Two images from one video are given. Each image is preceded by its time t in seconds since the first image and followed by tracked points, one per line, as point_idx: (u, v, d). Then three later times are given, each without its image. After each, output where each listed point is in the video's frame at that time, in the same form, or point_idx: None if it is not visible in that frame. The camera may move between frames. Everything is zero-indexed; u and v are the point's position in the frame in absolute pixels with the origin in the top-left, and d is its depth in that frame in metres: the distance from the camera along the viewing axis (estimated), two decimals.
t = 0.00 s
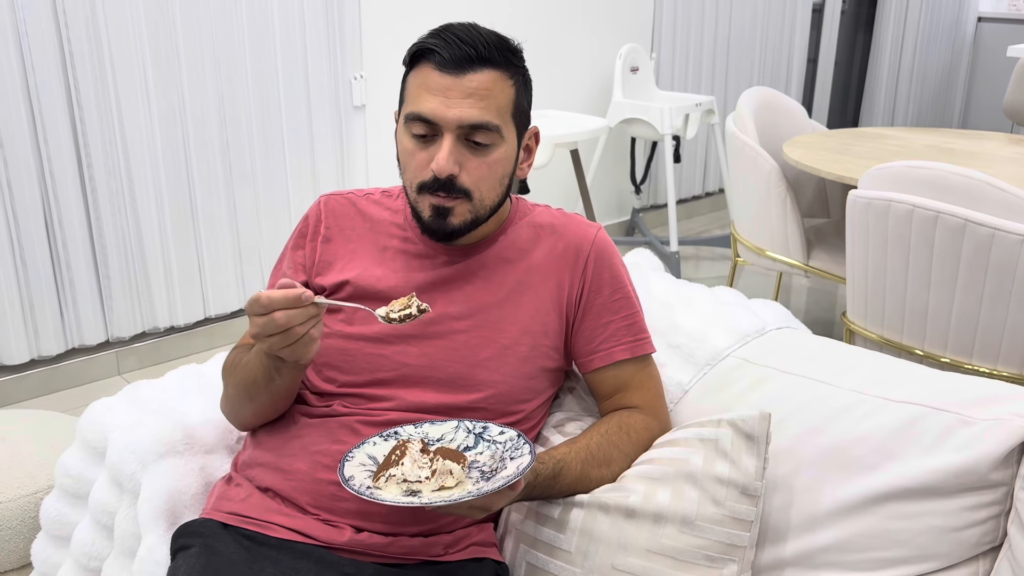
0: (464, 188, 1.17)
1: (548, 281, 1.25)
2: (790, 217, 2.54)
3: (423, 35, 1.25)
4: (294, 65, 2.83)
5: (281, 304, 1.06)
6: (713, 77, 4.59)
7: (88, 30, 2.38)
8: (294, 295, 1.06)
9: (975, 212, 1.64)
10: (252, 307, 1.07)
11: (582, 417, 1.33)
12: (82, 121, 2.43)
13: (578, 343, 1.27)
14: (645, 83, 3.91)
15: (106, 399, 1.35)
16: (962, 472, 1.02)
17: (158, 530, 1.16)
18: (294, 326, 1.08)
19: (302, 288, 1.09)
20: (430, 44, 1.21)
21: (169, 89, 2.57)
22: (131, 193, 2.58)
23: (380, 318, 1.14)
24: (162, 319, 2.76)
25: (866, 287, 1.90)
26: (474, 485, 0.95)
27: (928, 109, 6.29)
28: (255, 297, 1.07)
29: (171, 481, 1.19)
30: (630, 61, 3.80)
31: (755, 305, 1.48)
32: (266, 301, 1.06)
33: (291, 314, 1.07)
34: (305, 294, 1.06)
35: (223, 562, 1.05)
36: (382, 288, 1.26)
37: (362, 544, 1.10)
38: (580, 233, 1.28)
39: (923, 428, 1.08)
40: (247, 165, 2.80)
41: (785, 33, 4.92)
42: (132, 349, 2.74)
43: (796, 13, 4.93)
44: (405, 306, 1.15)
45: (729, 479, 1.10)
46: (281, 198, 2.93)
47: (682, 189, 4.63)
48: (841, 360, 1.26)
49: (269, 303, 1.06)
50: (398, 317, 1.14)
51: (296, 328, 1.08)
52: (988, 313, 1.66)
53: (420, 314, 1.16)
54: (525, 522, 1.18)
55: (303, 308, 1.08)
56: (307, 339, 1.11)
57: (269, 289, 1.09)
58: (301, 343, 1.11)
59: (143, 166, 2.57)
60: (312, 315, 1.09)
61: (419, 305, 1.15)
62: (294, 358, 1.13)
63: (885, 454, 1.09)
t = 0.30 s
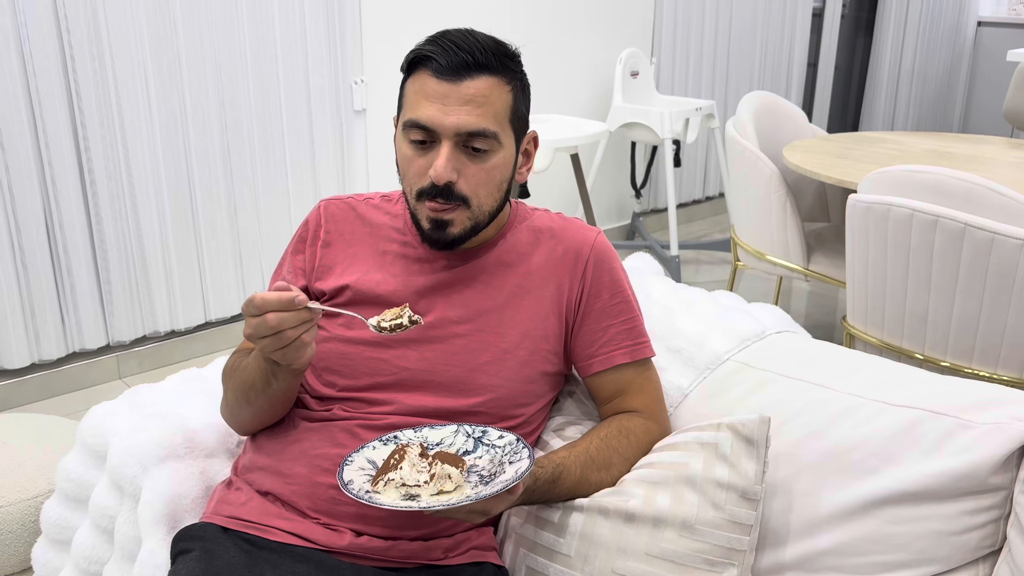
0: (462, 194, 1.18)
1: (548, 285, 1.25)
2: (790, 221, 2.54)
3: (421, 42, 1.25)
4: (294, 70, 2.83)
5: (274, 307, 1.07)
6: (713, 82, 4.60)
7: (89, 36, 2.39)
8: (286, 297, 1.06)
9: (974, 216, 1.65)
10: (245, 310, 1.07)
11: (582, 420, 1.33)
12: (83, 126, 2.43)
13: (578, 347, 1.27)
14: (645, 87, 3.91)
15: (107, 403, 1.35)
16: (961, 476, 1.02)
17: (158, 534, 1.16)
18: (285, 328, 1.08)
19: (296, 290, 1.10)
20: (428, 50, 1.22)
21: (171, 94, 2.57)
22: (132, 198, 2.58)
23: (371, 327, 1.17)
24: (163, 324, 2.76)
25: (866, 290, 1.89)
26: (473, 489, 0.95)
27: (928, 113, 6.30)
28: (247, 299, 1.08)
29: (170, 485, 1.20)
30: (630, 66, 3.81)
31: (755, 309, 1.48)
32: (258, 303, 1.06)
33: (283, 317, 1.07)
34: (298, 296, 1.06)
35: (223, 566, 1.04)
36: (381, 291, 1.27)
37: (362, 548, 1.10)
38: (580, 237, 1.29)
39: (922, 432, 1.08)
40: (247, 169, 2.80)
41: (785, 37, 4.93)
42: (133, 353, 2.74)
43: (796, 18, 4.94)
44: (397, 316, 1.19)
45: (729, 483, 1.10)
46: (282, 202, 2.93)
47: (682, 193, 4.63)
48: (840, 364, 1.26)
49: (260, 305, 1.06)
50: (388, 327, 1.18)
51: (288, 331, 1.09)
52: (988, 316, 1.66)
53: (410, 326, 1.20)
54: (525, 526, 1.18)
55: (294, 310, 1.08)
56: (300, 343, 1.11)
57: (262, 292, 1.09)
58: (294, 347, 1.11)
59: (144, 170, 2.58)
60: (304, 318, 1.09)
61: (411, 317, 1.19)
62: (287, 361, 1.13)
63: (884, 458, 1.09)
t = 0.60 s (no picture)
0: (463, 201, 1.18)
1: (548, 289, 1.25)
2: (790, 226, 2.55)
3: (420, 49, 1.25)
4: (295, 74, 2.84)
5: (274, 312, 1.07)
6: (713, 85, 4.61)
7: (91, 40, 2.39)
8: (286, 303, 1.06)
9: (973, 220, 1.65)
10: (245, 315, 1.08)
11: (582, 424, 1.33)
12: (83, 130, 2.44)
13: (578, 351, 1.27)
14: (645, 92, 3.92)
15: (107, 407, 1.36)
16: (960, 480, 1.03)
17: (158, 538, 1.17)
18: (285, 334, 1.08)
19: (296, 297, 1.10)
20: (427, 57, 1.22)
21: (171, 97, 2.58)
22: (132, 202, 2.59)
23: (371, 335, 1.17)
24: (163, 328, 2.77)
25: (865, 295, 1.90)
26: (473, 493, 0.95)
27: (927, 117, 6.31)
28: (248, 304, 1.08)
29: (171, 489, 1.20)
30: (630, 70, 3.82)
31: (754, 314, 1.48)
32: (259, 308, 1.06)
33: (283, 323, 1.07)
34: (298, 302, 1.07)
35: (223, 569, 1.05)
36: (382, 296, 1.27)
37: (362, 551, 1.10)
38: (580, 241, 1.29)
39: (922, 436, 1.09)
40: (248, 173, 2.81)
41: (785, 40, 4.94)
42: (133, 357, 2.74)
43: (796, 22, 4.95)
44: (397, 325, 1.18)
45: (729, 487, 1.11)
46: (282, 206, 2.94)
47: (682, 197, 4.64)
48: (839, 368, 1.26)
49: (261, 310, 1.06)
50: (388, 336, 1.17)
51: (287, 337, 1.09)
52: (988, 320, 1.66)
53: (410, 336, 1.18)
54: (525, 529, 1.18)
55: (294, 316, 1.08)
56: (299, 348, 1.11)
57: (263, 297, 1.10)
58: (293, 352, 1.11)
59: (144, 175, 2.58)
60: (304, 323, 1.09)
61: (412, 326, 1.17)
62: (287, 367, 1.13)
63: (883, 462, 1.09)
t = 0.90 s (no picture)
0: (463, 205, 1.18)
1: (548, 292, 1.26)
2: (789, 229, 2.55)
3: (421, 54, 1.26)
4: (295, 78, 2.84)
5: (274, 315, 1.07)
6: (713, 89, 4.61)
7: (92, 44, 2.40)
8: (287, 306, 1.07)
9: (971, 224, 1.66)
10: (246, 317, 1.08)
11: (581, 428, 1.34)
12: (84, 133, 2.44)
13: (577, 354, 1.27)
14: (645, 95, 3.93)
15: (108, 410, 1.36)
16: (958, 483, 1.03)
17: (158, 540, 1.17)
18: (285, 336, 1.09)
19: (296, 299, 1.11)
20: (427, 62, 1.22)
21: (172, 101, 2.58)
22: (132, 207, 2.59)
23: (371, 337, 1.17)
24: (163, 331, 2.77)
25: (864, 298, 1.90)
26: (473, 496, 0.96)
27: (926, 122, 6.33)
28: (248, 307, 1.08)
29: (171, 492, 1.20)
30: (630, 74, 3.82)
31: (753, 317, 1.49)
32: (259, 311, 1.07)
33: (283, 326, 1.08)
34: (299, 305, 1.07)
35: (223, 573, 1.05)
36: (381, 298, 1.27)
37: (361, 554, 1.10)
38: (579, 245, 1.29)
39: (921, 439, 1.09)
40: (247, 176, 2.81)
41: (784, 44, 4.95)
42: (132, 360, 2.74)
43: (795, 26, 4.96)
44: (397, 328, 1.19)
45: (728, 490, 1.11)
46: (281, 209, 2.94)
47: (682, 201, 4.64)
48: (838, 372, 1.27)
49: (261, 313, 1.07)
50: (387, 338, 1.18)
51: (287, 340, 1.09)
52: (986, 324, 1.67)
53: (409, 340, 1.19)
54: (524, 532, 1.18)
55: (295, 319, 1.08)
56: (299, 352, 1.12)
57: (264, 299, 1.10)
58: (293, 355, 1.12)
59: (145, 179, 2.58)
60: (304, 327, 1.09)
61: (411, 330, 1.19)
62: (287, 370, 1.13)
63: (882, 465, 1.09)
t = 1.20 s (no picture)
0: (463, 208, 1.18)
1: (547, 294, 1.26)
2: (788, 232, 2.55)
3: (420, 58, 1.26)
4: (295, 81, 2.85)
5: (274, 320, 1.07)
6: (712, 92, 4.62)
7: (92, 47, 2.41)
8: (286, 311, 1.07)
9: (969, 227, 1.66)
10: (246, 321, 1.08)
11: (581, 430, 1.34)
12: (84, 135, 2.44)
13: (576, 357, 1.28)
14: (644, 98, 3.94)
15: (108, 412, 1.36)
16: (957, 486, 1.03)
17: (158, 542, 1.17)
18: (285, 341, 1.09)
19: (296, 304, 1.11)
20: (427, 67, 1.23)
21: (172, 103, 2.59)
22: (132, 209, 2.60)
23: (370, 343, 1.19)
24: (163, 333, 2.77)
25: (864, 301, 1.90)
26: (472, 498, 0.96)
27: (925, 125, 6.34)
28: (248, 312, 1.08)
29: (171, 495, 1.20)
30: (630, 77, 3.83)
31: (752, 320, 1.49)
32: (259, 315, 1.07)
33: (283, 331, 1.08)
34: (299, 311, 1.07)
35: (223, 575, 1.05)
36: (381, 300, 1.28)
37: (360, 557, 1.10)
38: (579, 247, 1.30)
39: (919, 441, 1.09)
40: (247, 179, 2.82)
41: (783, 48, 4.96)
42: (131, 363, 2.74)
43: (795, 29, 4.97)
44: (396, 334, 1.20)
45: (727, 492, 1.11)
46: (280, 212, 2.95)
47: (681, 204, 4.65)
48: (837, 374, 1.27)
49: (261, 318, 1.07)
50: (386, 344, 1.19)
51: (287, 344, 1.09)
52: (985, 327, 1.67)
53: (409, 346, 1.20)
54: (523, 535, 1.18)
55: (294, 324, 1.09)
56: (298, 356, 1.12)
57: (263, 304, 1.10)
58: (292, 360, 1.12)
59: (145, 181, 2.59)
60: (303, 331, 1.10)
61: (410, 336, 1.19)
62: (286, 375, 1.13)
63: (880, 467, 1.10)
